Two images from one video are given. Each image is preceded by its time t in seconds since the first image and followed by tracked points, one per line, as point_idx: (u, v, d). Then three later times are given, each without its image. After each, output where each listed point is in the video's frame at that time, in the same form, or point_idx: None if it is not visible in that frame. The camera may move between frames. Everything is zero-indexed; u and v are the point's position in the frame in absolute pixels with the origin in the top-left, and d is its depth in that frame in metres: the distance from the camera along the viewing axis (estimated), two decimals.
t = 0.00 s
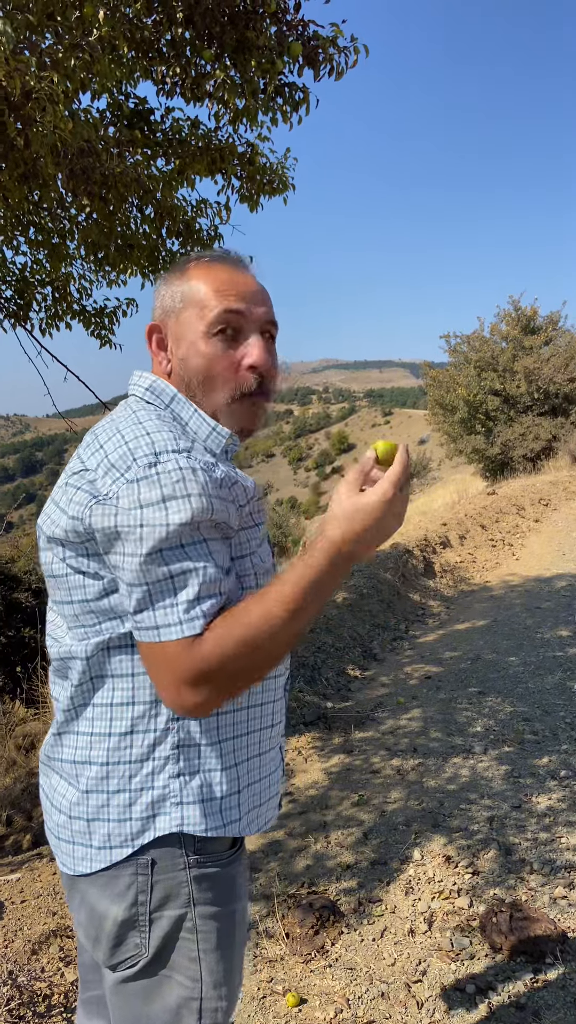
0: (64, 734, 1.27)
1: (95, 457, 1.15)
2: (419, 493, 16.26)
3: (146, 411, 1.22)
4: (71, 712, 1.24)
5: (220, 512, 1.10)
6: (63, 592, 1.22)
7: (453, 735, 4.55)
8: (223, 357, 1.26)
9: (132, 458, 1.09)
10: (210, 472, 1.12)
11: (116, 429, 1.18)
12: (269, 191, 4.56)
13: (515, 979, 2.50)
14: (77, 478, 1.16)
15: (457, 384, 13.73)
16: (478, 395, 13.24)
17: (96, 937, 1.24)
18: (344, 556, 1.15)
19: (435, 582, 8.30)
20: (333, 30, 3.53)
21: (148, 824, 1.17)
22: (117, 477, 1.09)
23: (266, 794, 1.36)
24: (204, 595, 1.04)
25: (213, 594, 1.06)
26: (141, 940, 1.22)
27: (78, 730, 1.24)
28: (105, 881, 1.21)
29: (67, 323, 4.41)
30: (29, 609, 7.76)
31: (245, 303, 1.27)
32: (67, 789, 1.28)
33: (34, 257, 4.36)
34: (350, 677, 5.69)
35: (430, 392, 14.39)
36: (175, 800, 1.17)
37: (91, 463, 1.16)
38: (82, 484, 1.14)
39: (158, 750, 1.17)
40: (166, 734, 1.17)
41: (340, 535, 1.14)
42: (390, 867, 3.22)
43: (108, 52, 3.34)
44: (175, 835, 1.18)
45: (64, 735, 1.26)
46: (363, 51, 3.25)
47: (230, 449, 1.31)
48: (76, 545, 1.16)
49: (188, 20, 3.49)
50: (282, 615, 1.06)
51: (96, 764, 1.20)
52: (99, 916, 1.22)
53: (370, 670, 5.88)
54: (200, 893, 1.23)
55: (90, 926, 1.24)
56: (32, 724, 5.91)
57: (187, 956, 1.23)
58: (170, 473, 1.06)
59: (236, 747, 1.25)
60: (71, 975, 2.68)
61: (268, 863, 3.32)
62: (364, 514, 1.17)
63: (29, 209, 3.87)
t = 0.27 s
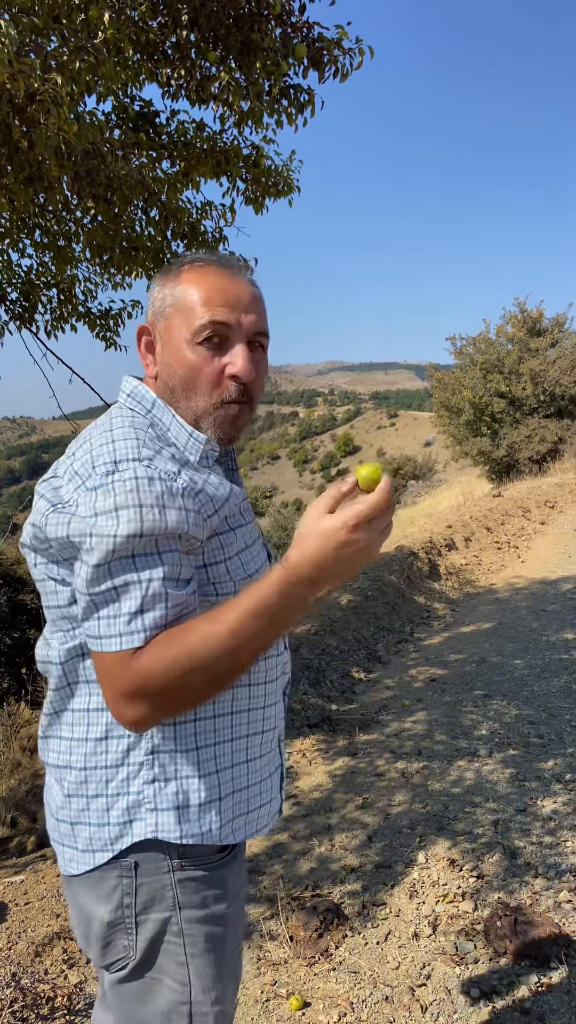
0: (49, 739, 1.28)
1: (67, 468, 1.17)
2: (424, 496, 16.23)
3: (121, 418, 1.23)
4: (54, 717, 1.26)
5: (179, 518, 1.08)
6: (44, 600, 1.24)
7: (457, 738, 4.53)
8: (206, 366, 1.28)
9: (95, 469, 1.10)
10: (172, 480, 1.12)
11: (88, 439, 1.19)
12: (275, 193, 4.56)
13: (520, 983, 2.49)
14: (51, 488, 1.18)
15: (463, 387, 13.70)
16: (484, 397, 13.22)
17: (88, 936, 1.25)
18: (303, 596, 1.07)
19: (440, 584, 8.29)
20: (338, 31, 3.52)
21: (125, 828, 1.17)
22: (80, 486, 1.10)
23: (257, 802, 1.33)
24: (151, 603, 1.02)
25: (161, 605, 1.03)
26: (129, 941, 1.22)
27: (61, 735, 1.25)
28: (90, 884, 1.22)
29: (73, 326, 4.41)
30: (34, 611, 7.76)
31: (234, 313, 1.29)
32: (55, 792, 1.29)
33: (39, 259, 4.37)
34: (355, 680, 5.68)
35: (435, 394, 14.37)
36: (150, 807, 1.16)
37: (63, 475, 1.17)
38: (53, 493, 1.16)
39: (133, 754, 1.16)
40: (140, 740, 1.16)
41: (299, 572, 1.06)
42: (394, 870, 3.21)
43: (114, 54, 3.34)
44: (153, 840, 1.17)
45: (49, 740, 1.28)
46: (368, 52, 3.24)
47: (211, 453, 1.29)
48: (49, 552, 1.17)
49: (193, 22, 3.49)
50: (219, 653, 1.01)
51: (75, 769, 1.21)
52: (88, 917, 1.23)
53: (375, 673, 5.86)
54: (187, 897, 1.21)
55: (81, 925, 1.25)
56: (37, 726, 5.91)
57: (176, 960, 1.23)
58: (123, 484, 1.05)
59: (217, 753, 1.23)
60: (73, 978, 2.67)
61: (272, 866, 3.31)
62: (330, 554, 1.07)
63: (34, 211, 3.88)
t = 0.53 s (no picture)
0: (41, 738, 1.32)
1: (45, 475, 1.21)
2: (431, 496, 16.21)
3: (95, 422, 1.26)
4: (46, 716, 1.29)
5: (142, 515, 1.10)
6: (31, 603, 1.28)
7: (464, 739, 4.52)
8: (180, 360, 1.29)
9: (64, 473, 1.13)
10: (139, 480, 1.13)
11: (65, 446, 1.23)
12: (282, 194, 4.56)
13: (527, 986, 2.48)
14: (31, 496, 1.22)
15: (470, 387, 13.68)
16: (492, 398, 13.19)
17: (81, 935, 1.27)
18: (249, 604, 1.01)
19: (447, 585, 8.27)
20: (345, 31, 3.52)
21: (109, 826, 1.18)
22: (50, 491, 1.14)
23: (249, 801, 1.32)
24: (107, 601, 1.04)
25: (116, 605, 1.04)
26: (119, 941, 1.23)
27: (52, 733, 1.28)
28: (80, 882, 1.24)
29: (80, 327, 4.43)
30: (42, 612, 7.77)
31: (207, 308, 1.30)
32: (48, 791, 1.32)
33: (47, 261, 4.38)
34: (361, 681, 5.67)
35: (443, 395, 14.35)
36: (130, 805, 1.16)
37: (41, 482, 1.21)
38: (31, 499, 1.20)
39: (114, 752, 1.17)
40: (121, 739, 1.17)
41: (242, 581, 1.00)
42: (399, 872, 3.20)
43: (121, 55, 3.35)
44: (136, 838, 1.17)
45: (42, 739, 1.31)
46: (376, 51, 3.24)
47: (187, 452, 1.30)
48: (28, 557, 1.21)
49: (200, 23, 3.49)
50: (158, 660, 1.00)
51: (63, 767, 1.24)
52: (81, 916, 1.24)
53: (382, 674, 5.86)
54: (176, 898, 1.21)
55: (75, 924, 1.27)
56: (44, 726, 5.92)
57: (165, 961, 1.23)
58: (85, 487, 1.08)
59: (202, 752, 1.22)
60: (79, 978, 2.67)
61: (278, 867, 3.31)
62: (270, 563, 0.98)
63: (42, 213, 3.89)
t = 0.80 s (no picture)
0: (43, 736, 1.32)
1: (40, 476, 1.21)
2: (439, 495, 16.18)
3: (89, 422, 1.25)
4: (47, 713, 1.30)
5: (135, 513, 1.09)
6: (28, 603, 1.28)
7: (473, 738, 4.51)
8: (175, 357, 1.29)
9: (58, 473, 1.13)
10: (133, 478, 1.13)
11: (59, 446, 1.23)
12: (290, 192, 4.55)
13: (536, 986, 2.47)
14: (28, 497, 1.22)
15: (480, 386, 13.64)
16: (501, 396, 13.14)
17: (84, 932, 1.27)
18: (241, 613, 1.02)
19: (455, 584, 8.25)
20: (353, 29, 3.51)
21: (110, 822, 1.18)
22: (45, 492, 1.14)
23: (252, 796, 1.31)
24: (102, 600, 1.04)
25: (111, 604, 1.04)
26: (122, 936, 1.23)
27: (54, 730, 1.28)
28: (83, 878, 1.24)
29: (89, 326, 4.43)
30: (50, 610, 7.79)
31: (198, 305, 1.30)
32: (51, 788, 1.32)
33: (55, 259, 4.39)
34: (369, 680, 5.66)
35: (452, 394, 14.31)
36: (131, 801, 1.17)
37: (37, 483, 1.21)
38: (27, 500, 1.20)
39: (115, 748, 1.18)
40: (121, 735, 1.18)
41: (235, 593, 1.00)
42: (407, 871, 3.19)
43: (130, 54, 3.35)
44: (138, 834, 1.18)
45: (44, 736, 1.32)
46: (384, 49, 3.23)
47: (183, 448, 1.30)
48: (26, 558, 1.21)
49: (209, 21, 3.49)
50: (152, 666, 1.01)
51: (64, 764, 1.24)
52: (83, 912, 1.25)
53: (390, 673, 5.85)
54: (178, 892, 1.21)
55: (78, 920, 1.27)
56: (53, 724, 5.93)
57: (168, 956, 1.22)
58: (77, 486, 1.08)
59: (203, 748, 1.21)
60: (87, 976, 2.68)
61: (286, 866, 3.31)
62: (261, 575, 0.99)
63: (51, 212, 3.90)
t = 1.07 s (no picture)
0: (55, 729, 1.32)
1: (54, 471, 1.21)
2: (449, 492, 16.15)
3: (102, 417, 1.25)
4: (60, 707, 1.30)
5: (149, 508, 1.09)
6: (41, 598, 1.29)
7: (482, 735, 4.50)
8: (188, 355, 1.29)
9: (73, 468, 1.13)
10: (147, 474, 1.13)
11: (73, 441, 1.23)
12: (300, 187, 4.54)
13: (544, 982, 2.46)
14: (41, 492, 1.22)
15: (490, 381, 13.59)
16: (511, 392, 13.09)
17: (97, 923, 1.27)
18: (254, 606, 1.02)
19: (465, 580, 8.23)
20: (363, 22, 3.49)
21: (124, 814, 1.19)
22: (60, 487, 1.14)
23: (263, 786, 1.32)
24: (118, 595, 1.04)
25: (127, 598, 1.04)
26: (136, 926, 1.23)
27: (67, 723, 1.28)
28: (96, 870, 1.24)
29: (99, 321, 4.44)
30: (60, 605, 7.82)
31: (211, 302, 1.30)
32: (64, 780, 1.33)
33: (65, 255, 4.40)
34: (378, 676, 5.66)
35: (462, 390, 14.26)
36: (145, 793, 1.17)
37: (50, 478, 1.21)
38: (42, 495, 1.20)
39: (129, 741, 1.18)
40: (135, 727, 1.18)
41: (248, 584, 1.01)
42: (416, 867, 3.19)
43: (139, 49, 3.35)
44: (152, 825, 1.18)
45: (56, 730, 1.32)
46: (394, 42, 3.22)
47: (194, 442, 1.30)
48: (40, 552, 1.21)
49: (218, 15, 3.48)
50: (166, 657, 1.01)
51: (78, 757, 1.25)
52: (98, 902, 1.25)
53: (399, 669, 5.84)
54: (192, 882, 1.22)
55: (92, 911, 1.28)
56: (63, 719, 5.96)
57: (182, 945, 1.23)
58: (93, 481, 1.08)
59: (215, 739, 1.22)
60: (97, 969, 2.69)
61: (295, 861, 3.31)
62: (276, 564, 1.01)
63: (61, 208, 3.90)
